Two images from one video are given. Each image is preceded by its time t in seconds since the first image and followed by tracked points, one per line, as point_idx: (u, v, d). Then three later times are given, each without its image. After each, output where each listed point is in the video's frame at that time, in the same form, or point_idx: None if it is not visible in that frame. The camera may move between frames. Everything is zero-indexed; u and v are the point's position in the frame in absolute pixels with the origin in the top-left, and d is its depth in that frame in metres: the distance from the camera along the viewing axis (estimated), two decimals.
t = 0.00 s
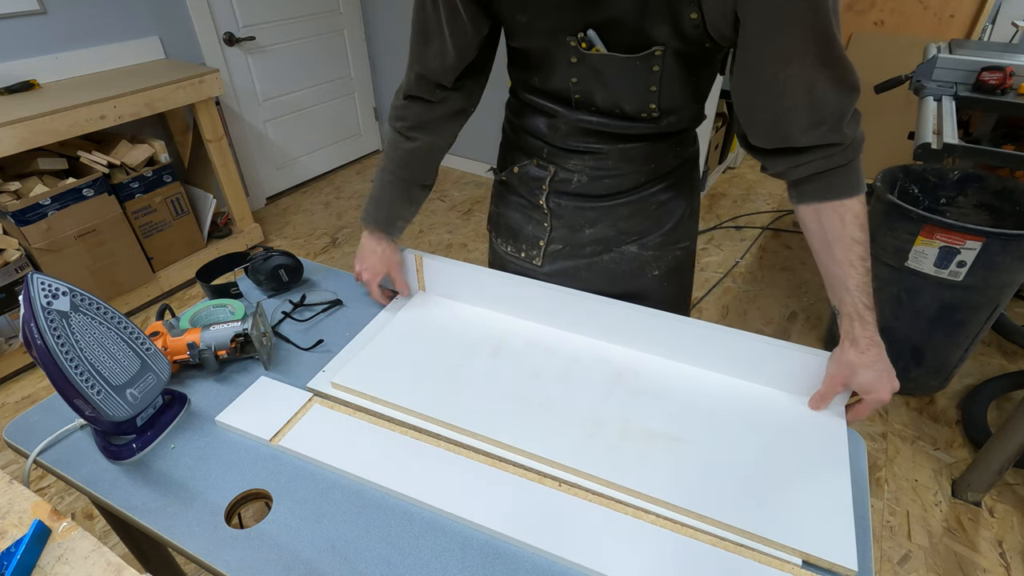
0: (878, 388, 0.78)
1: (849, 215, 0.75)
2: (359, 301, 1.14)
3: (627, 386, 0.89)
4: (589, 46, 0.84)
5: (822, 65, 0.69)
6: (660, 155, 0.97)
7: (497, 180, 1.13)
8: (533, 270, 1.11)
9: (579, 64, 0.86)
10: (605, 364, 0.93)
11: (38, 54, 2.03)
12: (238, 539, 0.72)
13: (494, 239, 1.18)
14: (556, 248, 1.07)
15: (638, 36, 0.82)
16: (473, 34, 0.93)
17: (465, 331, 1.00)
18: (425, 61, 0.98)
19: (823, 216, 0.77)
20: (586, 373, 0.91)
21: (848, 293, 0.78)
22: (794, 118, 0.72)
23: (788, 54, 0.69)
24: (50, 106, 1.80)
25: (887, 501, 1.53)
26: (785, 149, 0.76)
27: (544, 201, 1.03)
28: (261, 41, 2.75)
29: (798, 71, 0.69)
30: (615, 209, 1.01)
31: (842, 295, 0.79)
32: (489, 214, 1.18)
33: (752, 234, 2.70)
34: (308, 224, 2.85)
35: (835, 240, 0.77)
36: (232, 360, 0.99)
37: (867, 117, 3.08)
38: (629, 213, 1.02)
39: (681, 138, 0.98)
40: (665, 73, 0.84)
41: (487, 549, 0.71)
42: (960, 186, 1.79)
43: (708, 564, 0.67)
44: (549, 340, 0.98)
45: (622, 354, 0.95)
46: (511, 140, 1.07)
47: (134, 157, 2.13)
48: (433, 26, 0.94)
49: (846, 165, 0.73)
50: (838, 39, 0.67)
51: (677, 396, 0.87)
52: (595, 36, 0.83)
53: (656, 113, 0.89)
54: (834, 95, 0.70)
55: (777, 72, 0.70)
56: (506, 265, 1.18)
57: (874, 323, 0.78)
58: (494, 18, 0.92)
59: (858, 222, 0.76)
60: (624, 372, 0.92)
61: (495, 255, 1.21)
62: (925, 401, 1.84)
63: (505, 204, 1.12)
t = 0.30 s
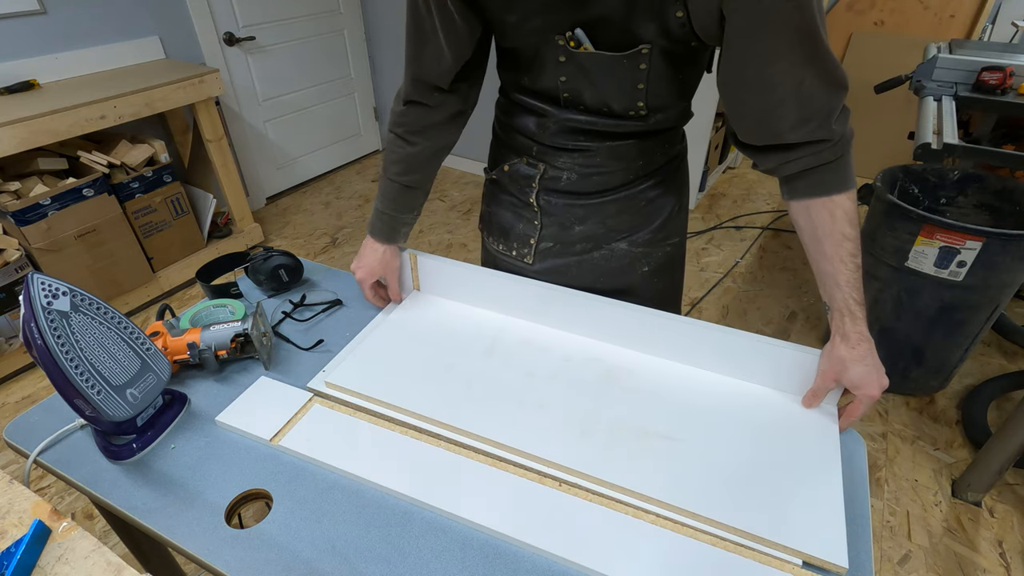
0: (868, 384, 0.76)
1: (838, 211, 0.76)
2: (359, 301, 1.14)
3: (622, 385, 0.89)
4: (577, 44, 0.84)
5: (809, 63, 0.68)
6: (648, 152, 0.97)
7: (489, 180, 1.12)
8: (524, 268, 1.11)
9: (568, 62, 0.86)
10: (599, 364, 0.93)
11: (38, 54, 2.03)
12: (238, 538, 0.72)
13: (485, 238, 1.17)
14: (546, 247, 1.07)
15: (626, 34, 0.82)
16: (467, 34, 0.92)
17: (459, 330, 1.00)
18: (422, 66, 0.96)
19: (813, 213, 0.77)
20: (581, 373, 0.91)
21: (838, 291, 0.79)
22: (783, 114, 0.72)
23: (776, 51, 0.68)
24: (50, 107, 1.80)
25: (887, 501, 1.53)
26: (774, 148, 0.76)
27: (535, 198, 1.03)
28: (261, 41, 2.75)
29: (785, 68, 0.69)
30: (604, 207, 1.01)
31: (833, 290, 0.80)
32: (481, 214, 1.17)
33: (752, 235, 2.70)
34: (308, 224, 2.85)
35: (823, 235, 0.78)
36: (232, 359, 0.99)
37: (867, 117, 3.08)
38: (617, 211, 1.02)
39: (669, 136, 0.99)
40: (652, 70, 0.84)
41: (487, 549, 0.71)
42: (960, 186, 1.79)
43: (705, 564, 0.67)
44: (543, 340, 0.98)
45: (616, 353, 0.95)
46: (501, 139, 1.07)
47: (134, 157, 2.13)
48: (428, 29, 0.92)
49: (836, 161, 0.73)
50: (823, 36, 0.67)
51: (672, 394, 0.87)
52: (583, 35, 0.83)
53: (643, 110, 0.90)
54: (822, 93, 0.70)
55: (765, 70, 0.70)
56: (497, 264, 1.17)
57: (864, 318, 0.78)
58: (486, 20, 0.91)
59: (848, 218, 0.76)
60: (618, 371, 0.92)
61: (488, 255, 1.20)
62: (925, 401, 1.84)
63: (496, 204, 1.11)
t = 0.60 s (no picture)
0: (869, 384, 0.77)
1: (836, 211, 0.76)
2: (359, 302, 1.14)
3: (621, 385, 0.89)
4: (569, 45, 0.84)
5: (803, 63, 0.68)
6: (643, 151, 0.97)
7: (485, 180, 1.12)
8: (520, 267, 1.11)
9: (561, 63, 0.86)
10: (597, 364, 0.93)
11: (38, 54, 2.03)
12: (239, 538, 0.72)
13: (482, 237, 1.18)
14: (541, 246, 1.07)
15: (617, 34, 0.82)
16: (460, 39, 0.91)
17: (456, 330, 1.00)
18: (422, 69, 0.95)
19: (811, 213, 0.77)
20: (579, 373, 0.91)
21: (840, 291, 0.79)
22: (776, 114, 0.71)
23: (768, 52, 0.68)
24: (50, 107, 1.80)
25: (887, 501, 1.53)
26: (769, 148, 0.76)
27: (530, 198, 1.03)
28: (261, 41, 2.75)
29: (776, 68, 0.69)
30: (598, 206, 1.02)
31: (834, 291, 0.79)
32: (477, 214, 1.18)
33: (752, 235, 2.70)
34: (308, 224, 2.85)
35: (823, 236, 0.78)
36: (232, 359, 0.99)
37: (867, 117, 3.09)
38: (612, 210, 1.02)
39: (664, 136, 0.99)
40: (644, 70, 0.85)
41: (487, 549, 0.71)
42: (960, 186, 1.79)
43: (702, 564, 0.67)
44: (541, 340, 0.98)
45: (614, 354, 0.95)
46: (496, 138, 1.07)
47: (134, 157, 2.13)
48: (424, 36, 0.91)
49: (833, 161, 0.73)
50: (814, 37, 0.67)
51: (670, 395, 0.87)
52: (574, 36, 0.83)
53: (637, 110, 0.90)
54: (815, 92, 0.70)
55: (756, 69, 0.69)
56: (493, 263, 1.18)
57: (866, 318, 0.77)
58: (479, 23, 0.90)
59: (847, 219, 0.76)
60: (615, 371, 0.91)
61: (485, 254, 1.21)
62: (925, 401, 1.84)
63: (493, 203, 1.11)
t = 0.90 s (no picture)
0: (872, 383, 0.78)
1: (833, 209, 0.76)
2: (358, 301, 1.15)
3: (620, 385, 0.89)
4: (569, 48, 0.84)
5: (802, 63, 0.68)
6: (638, 150, 0.97)
7: (479, 181, 1.11)
8: (516, 267, 1.10)
9: (560, 65, 0.86)
10: (596, 364, 0.93)
11: (38, 54, 2.03)
12: (238, 538, 0.72)
13: (476, 238, 1.16)
14: (538, 245, 1.06)
15: (617, 35, 0.82)
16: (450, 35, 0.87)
17: (455, 331, 1.00)
18: (389, 93, 0.87)
19: (808, 211, 0.78)
20: (578, 373, 0.91)
21: (840, 290, 0.79)
22: (773, 113, 0.72)
23: (766, 52, 0.68)
24: (51, 107, 1.80)
25: (887, 501, 1.53)
26: (766, 147, 0.77)
27: (526, 198, 1.02)
28: (261, 41, 2.75)
29: (774, 69, 0.69)
30: (595, 204, 1.01)
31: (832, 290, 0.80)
32: (470, 215, 1.16)
33: (752, 235, 2.70)
34: (308, 223, 2.85)
35: (821, 235, 0.78)
36: (232, 359, 0.99)
37: (867, 117, 3.09)
38: (608, 209, 1.02)
39: (657, 134, 1.00)
40: (644, 69, 0.85)
41: (487, 549, 0.71)
42: (960, 186, 1.79)
43: (703, 564, 0.67)
44: (539, 340, 0.98)
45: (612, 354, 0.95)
46: (490, 139, 1.06)
47: (134, 157, 2.13)
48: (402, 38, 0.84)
49: (828, 157, 0.74)
50: (811, 37, 0.67)
51: (671, 395, 0.87)
52: (575, 38, 0.83)
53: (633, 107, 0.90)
54: (812, 90, 0.70)
55: (754, 70, 0.69)
56: (489, 264, 1.16)
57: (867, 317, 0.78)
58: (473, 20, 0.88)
59: (843, 217, 0.76)
60: (612, 372, 0.91)
61: (479, 255, 1.19)
62: (925, 401, 1.84)
63: (487, 203, 1.10)
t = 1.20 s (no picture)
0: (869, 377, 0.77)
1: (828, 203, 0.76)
2: (359, 301, 1.15)
3: (619, 383, 0.89)
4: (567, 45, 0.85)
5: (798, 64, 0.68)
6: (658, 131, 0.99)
7: (493, 167, 1.12)
8: (535, 251, 1.11)
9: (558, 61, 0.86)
10: (596, 362, 0.93)
11: (38, 54, 2.03)
12: (238, 538, 0.72)
13: (492, 225, 1.17)
14: (558, 229, 1.08)
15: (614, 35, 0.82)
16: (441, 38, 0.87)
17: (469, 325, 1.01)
18: (480, 62, 0.79)
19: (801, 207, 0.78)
20: (579, 370, 0.92)
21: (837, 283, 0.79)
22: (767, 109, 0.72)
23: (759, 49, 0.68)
24: (50, 107, 1.80)
25: (887, 501, 1.53)
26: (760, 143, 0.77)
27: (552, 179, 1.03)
28: (261, 41, 2.75)
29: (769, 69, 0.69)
30: (618, 186, 1.02)
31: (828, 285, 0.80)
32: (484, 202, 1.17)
33: (752, 235, 2.70)
34: (308, 224, 2.85)
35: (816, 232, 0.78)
36: (232, 359, 0.99)
37: (867, 117, 3.09)
38: (631, 191, 1.03)
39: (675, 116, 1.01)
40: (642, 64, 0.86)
41: (487, 549, 0.71)
42: (960, 186, 1.79)
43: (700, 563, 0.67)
44: (545, 336, 0.99)
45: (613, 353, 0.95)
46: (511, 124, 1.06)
47: (134, 157, 2.13)
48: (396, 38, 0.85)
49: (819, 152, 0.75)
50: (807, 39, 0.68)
51: (669, 394, 0.87)
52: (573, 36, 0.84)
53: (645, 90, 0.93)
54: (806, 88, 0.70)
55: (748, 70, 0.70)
56: (505, 251, 1.17)
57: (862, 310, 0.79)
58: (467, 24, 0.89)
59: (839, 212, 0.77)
60: (611, 370, 0.92)
61: (491, 240, 1.20)
62: (925, 401, 1.84)
63: (504, 189, 1.11)
